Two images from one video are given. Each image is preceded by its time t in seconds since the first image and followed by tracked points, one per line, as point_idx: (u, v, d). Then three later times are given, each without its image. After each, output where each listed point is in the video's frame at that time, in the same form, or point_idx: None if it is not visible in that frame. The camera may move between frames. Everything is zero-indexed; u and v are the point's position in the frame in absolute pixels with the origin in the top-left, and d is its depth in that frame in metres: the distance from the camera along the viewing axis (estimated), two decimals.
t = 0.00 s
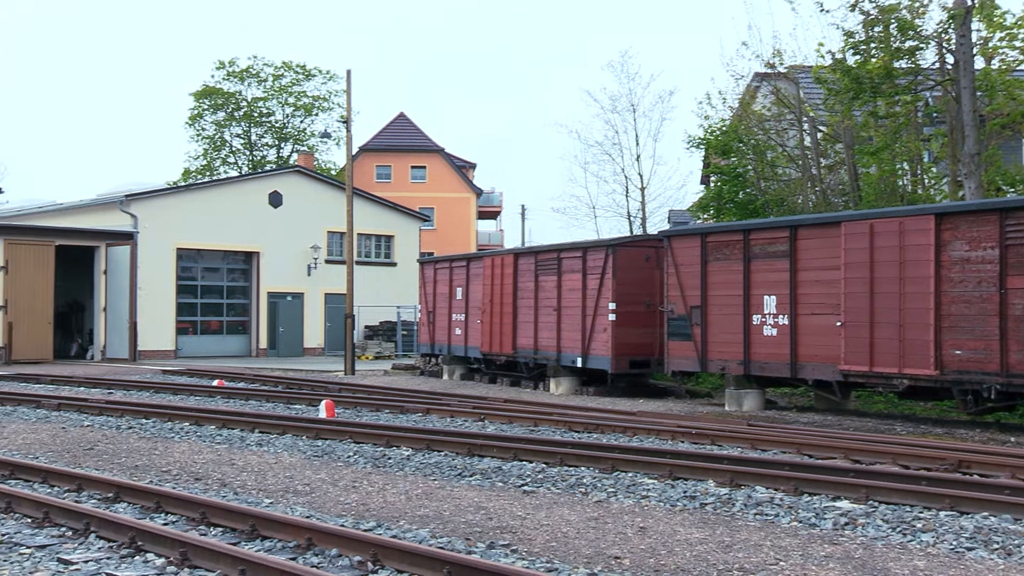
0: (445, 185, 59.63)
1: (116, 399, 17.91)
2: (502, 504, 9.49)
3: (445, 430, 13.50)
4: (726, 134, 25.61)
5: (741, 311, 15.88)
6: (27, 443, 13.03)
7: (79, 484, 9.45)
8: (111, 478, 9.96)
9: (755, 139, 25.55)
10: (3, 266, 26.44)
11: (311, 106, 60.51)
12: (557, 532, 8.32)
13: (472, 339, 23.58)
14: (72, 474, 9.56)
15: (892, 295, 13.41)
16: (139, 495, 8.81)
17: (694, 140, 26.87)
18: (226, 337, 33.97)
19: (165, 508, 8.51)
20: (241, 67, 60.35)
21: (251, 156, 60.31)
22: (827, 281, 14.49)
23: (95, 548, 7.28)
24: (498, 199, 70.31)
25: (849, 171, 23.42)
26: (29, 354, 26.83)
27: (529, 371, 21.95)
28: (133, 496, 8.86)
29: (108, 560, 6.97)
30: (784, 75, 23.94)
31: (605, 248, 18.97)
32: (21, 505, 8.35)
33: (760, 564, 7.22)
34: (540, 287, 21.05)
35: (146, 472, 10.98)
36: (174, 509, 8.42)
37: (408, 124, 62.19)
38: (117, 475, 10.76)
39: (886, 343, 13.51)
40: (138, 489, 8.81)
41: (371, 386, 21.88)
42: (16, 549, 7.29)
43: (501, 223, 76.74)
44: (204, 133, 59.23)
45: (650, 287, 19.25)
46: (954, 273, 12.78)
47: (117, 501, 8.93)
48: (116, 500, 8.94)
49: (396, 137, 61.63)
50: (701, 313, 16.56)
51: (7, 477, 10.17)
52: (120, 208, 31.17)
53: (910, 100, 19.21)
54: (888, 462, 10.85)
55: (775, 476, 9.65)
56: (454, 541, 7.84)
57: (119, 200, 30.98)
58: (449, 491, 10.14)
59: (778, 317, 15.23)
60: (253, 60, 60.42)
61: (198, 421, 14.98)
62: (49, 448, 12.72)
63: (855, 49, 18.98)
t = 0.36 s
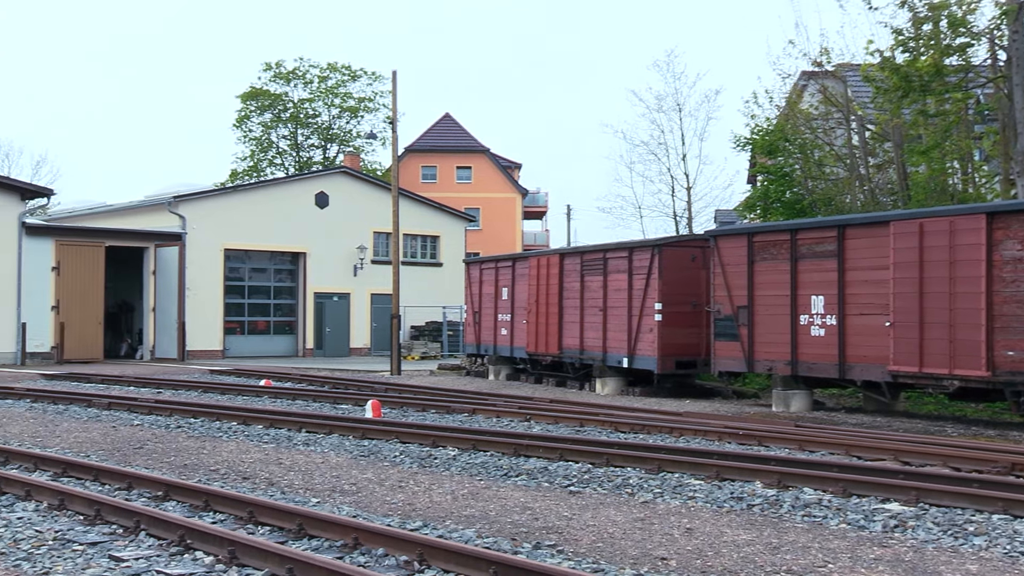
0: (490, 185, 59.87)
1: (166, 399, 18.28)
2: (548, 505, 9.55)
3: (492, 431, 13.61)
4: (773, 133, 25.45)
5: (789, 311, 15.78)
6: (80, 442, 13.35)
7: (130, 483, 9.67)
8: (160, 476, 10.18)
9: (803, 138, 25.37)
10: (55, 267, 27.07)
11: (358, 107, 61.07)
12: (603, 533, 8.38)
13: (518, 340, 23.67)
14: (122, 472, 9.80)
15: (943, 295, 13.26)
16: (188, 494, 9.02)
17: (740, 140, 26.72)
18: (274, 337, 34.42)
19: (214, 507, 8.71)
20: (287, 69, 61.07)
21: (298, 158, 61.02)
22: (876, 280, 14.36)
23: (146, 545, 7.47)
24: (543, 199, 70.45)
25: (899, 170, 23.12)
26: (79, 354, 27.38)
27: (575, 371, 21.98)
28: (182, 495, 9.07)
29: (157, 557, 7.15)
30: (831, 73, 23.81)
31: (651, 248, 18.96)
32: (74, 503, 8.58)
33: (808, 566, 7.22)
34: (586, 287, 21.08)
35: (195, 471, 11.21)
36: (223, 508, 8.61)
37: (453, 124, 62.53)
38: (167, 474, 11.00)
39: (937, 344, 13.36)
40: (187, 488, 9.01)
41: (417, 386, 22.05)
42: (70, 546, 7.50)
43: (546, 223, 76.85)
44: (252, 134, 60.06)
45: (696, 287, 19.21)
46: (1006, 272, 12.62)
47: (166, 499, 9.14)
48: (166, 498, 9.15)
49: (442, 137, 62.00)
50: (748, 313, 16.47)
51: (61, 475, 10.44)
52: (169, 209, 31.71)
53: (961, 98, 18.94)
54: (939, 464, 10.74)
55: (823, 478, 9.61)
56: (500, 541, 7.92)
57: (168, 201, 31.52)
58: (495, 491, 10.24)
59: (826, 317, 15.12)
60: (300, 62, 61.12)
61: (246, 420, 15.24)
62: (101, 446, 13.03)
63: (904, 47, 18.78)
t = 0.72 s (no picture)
0: (536, 185, 60.01)
1: (215, 398, 18.60)
2: (594, 505, 9.61)
3: (538, 431, 13.70)
4: (820, 132, 25.27)
5: (837, 311, 15.65)
6: (130, 440, 13.65)
7: (179, 481, 9.90)
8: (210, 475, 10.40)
9: (851, 136, 25.14)
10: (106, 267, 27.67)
11: (403, 108, 61.51)
12: (649, 533, 8.42)
13: (564, 340, 23.71)
14: (172, 471, 10.03)
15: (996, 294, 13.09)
16: (236, 492, 9.21)
17: (787, 139, 26.51)
18: (321, 337, 34.80)
19: (261, 506, 8.89)
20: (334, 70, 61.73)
21: (344, 158, 61.60)
22: (926, 280, 14.21)
23: (195, 543, 7.66)
24: (589, 199, 70.44)
25: (949, 169, 22.79)
26: (130, 354, 27.95)
27: (621, 371, 21.97)
28: (231, 494, 9.26)
29: (207, 554, 7.33)
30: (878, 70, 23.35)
31: (698, 248, 18.91)
32: (125, 500, 8.80)
33: (857, 568, 7.19)
34: (632, 287, 21.07)
35: (243, 469, 11.43)
36: (271, 507, 8.78)
37: (498, 125, 62.74)
38: (216, 472, 11.23)
39: (989, 345, 13.18)
40: (235, 487, 9.21)
41: (462, 386, 22.19)
42: (121, 543, 7.70)
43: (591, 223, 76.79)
44: (299, 135, 60.80)
45: (743, 286, 19.14)
46: None
47: (215, 497, 9.34)
48: (215, 497, 9.36)
49: (488, 137, 62.24)
50: (795, 313, 16.36)
51: (111, 473, 10.70)
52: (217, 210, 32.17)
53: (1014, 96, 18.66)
54: (992, 466, 10.62)
55: (872, 479, 9.55)
56: (546, 541, 8.00)
57: (216, 202, 32.00)
58: (541, 491, 10.32)
59: (875, 317, 14.98)
60: (346, 63, 61.73)
61: (293, 420, 15.47)
62: (152, 444, 13.32)
63: (954, 44, 18.63)
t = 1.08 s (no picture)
0: (580, 185, 60.08)
1: (260, 397, 18.89)
2: (638, 506, 9.64)
3: (582, 431, 13.75)
4: (866, 131, 25.06)
5: (883, 311, 15.51)
6: (177, 439, 13.93)
7: (225, 480, 10.10)
8: (256, 474, 10.59)
9: (897, 135, 24.82)
10: (152, 268, 28.21)
11: (447, 108, 61.79)
12: (694, 534, 8.44)
13: (607, 340, 23.71)
14: (218, 470, 10.23)
15: None
16: (281, 492, 9.38)
17: (833, 137, 26.29)
18: (365, 338, 35.14)
19: (306, 505, 9.06)
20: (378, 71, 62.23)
21: (388, 159, 62.06)
22: (975, 280, 14.04)
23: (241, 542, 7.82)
24: (633, 199, 70.32)
25: (998, 167, 22.48)
26: (177, 354, 28.43)
27: (665, 372, 21.92)
28: (276, 493, 9.44)
29: (253, 553, 7.49)
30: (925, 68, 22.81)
31: (742, 248, 18.83)
32: (172, 498, 9.00)
33: (904, 571, 7.17)
34: (676, 288, 21.02)
35: (288, 469, 11.63)
36: (315, 506, 8.94)
37: (542, 125, 62.80)
38: (262, 472, 11.44)
39: None
40: (280, 486, 9.38)
41: (506, 387, 22.30)
42: (168, 541, 7.88)
43: (635, 223, 76.59)
44: (343, 136, 61.38)
45: (788, 287, 19.03)
46: None
47: (260, 496, 9.53)
48: (260, 496, 9.54)
49: (532, 137, 62.34)
50: (841, 313, 16.22)
51: (159, 471, 10.93)
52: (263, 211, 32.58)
53: None
54: None
55: (920, 481, 9.48)
56: (590, 542, 8.06)
57: (261, 203, 32.40)
58: (585, 491, 10.38)
59: (922, 317, 14.82)
60: (390, 65, 62.19)
61: (338, 420, 15.68)
62: (198, 444, 13.57)
63: (1002, 40, 18.32)
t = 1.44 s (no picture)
0: (622, 185, 60.01)
1: (303, 398, 19.12)
2: (680, 507, 9.66)
3: (624, 432, 13.78)
4: (911, 130, 24.79)
5: (928, 312, 15.35)
6: (221, 439, 14.18)
7: (269, 480, 10.28)
8: (299, 474, 10.77)
9: (943, 134, 24.43)
10: (196, 269, 28.68)
11: (488, 109, 61.97)
12: (736, 536, 8.45)
13: (649, 341, 23.66)
14: (262, 470, 10.42)
15: None
16: (324, 492, 9.53)
17: (877, 136, 26.04)
18: (407, 338, 35.40)
19: (349, 505, 9.20)
20: (419, 72, 62.59)
21: (430, 160, 62.36)
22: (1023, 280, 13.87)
23: (284, 541, 7.97)
24: (674, 199, 70.08)
25: None
26: (220, 353, 28.89)
27: (707, 373, 21.82)
28: (318, 492, 9.60)
29: (297, 552, 7.63)
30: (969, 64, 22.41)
31: (786, 248, 18.73)
32: (216, 498, 9.19)
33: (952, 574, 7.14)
34: (719, 288, 20.93)
35: (331, 469, 11.80)
36: (357, 506, 9.08)
37: (584, 125, 62.75)
38: (305, 471, 11.62)
39: None
40: (323, 486, 9.54)
41: (547, 387, 22.37)
42: (212, 540, 8.05)
43: (676, 223, 76.29)
44: (385, 138, 61.80)
45: (832, 287, 18.89)
46: None
47: (303, 496, 9.69)
48: (303, 496, 9.70)
49: (574, 137, 62.31)
50: (886, 314, 16.07)
51: (203, 471, 11.14)
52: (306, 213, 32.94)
53: None
54: None
55: (967, 484, 9.42)
56: (632, 543, 8.11)
57: (304, 205, 32.75)
58: (626, 492, 10.42)
59: (968, 318, 14.67)
60: (432, 66, 62.54)
61: (380, 420, 15.85)
62: (242, 444, 13.79)
63: None
